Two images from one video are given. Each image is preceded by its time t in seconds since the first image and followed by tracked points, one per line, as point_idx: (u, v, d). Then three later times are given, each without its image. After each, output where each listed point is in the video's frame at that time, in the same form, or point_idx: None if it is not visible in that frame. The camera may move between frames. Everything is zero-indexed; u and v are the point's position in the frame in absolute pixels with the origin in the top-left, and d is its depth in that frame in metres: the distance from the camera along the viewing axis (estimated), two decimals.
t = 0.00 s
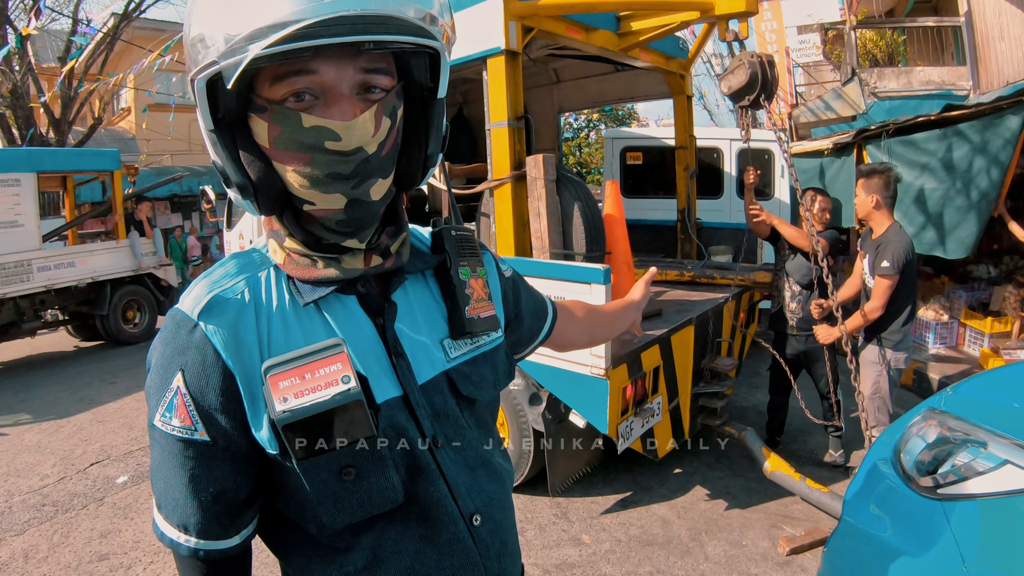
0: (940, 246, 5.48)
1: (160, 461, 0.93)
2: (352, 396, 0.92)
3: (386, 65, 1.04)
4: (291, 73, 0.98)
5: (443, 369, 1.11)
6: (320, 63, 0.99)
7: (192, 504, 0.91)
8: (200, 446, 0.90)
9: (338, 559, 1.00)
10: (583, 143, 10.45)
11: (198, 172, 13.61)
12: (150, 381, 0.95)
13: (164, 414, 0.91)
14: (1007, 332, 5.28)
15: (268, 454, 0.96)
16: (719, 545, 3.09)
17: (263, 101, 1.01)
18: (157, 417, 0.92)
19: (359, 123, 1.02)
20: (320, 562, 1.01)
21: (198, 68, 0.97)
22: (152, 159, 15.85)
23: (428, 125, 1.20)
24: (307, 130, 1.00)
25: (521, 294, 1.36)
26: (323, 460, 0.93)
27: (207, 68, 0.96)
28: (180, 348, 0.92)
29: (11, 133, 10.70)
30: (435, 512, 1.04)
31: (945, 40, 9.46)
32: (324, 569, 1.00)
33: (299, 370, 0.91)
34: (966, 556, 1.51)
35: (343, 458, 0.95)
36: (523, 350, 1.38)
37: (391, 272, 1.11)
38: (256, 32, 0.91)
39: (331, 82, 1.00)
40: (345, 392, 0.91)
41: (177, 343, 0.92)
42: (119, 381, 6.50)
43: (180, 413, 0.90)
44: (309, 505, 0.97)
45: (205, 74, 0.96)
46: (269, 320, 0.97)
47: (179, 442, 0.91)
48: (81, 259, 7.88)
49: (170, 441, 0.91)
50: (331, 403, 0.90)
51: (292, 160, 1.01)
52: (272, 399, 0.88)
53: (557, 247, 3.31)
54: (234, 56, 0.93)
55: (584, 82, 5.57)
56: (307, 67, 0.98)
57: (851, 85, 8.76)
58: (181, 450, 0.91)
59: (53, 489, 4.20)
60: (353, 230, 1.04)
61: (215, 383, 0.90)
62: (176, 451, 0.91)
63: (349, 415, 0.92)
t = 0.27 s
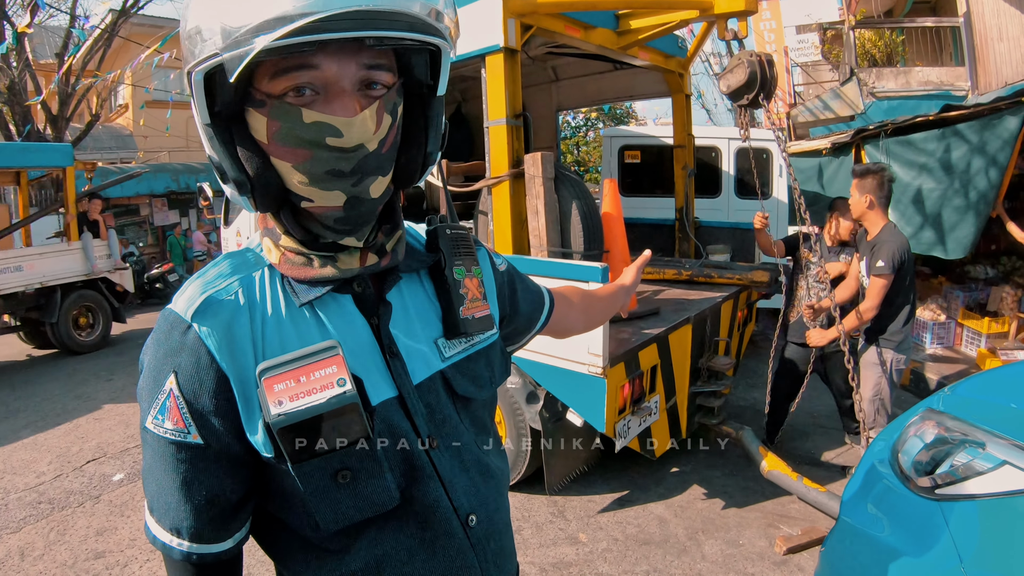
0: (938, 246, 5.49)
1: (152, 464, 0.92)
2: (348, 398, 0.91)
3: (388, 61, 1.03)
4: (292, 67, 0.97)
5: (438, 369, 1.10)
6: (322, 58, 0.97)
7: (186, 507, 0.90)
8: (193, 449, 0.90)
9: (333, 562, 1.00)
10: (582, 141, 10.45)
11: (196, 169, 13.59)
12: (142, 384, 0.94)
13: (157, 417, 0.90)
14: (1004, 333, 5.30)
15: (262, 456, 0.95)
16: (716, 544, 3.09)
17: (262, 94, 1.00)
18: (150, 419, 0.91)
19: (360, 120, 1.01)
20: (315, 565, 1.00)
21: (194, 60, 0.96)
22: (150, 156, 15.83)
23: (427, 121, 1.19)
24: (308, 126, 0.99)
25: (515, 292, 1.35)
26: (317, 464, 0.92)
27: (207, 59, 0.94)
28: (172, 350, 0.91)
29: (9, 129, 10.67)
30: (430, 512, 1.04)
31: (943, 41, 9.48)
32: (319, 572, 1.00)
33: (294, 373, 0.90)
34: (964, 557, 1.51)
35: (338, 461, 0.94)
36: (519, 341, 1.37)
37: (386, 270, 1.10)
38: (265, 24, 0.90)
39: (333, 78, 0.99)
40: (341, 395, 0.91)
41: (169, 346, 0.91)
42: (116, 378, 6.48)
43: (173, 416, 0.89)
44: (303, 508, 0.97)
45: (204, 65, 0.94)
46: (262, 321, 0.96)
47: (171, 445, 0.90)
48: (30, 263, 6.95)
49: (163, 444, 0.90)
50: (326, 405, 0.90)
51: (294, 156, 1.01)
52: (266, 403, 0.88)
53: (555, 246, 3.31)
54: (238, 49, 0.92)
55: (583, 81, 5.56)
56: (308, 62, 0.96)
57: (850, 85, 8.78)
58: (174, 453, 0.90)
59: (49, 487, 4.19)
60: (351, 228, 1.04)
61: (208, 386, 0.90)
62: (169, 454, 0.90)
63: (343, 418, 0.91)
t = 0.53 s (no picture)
0: (939, 247, 5.46)
1: (146, 465, 0.91)
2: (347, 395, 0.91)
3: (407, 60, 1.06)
4: (320, 59, 0.97)
5: (432, 367, 1.10)
6: (352, 51, 0.99)
7: (182, 510, 0.89)
8: (189, 450, 0.89)
9: (332, 562, 0.99)
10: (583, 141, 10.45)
11: (196, 166, 13.58)
12: (134, 385, 0.93)
13: (151, 418, 0.89)
14: (1004, 335, 5.30)
15: (258, 457, 0.94)
16: (714, 545, 3.09)
17: (282, 86, 0.99)
18: (144, 421, 0.90)
19: (385, 116, 1.03)
20: (312, 566, 1.00)
21: (214, 46, 0.94)
22: (150, 153, 15.82)
23: (430, 120, 1.20)
24: (334, 119, 1.00)
25: (507, 291, 1.35)
26: (314, 463, 0.92)
27: (248, 39, 0.92)
28: (167, 349, 0.90)
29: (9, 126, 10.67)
30: (427, 511, 1.03)
31: (945, 42, 9.47)
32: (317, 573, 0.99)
33: (292, 371, 0.90)
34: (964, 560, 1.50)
35: (337, 460, 0.94)
36: (510, 340, 1.37)
37: (382, 266, 1.10)
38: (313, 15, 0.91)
39: (357, 72, 1.00)
40: (338, 392, 0.92)
41: (164, 345, 0.90)
42: (115, 376, 6.48)
43: (168, 417, 0.88)
44: (300, 508, 0.96)
45: (244, 46, 0.92)
46: (258, 319, 0.95)
47: (166, 446, 0.89)
48: None
49: (157, 445, 0.89)
50: (324, 403, 0.90)
51: (315, 148, 1.00)
52: (264, 401, 0.88)
53: (554, 245, 3.31)
54: (291, 35, 0.91)
55: (584, 80, 5.55)
56: (338, 54, 0.98)
57: (851, 85, 8.77)
58: (169, 455, 0.89)
59: (47, 484, 4.18)
60: (363, 224, 1.04)
61: (203, 385, 0.89)
62: (164, 456, 0.89)
63: (340, 415, 0.91)
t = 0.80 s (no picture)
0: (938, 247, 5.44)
1: (147, 464, 0.88)
2: (354, 381, 0.92)
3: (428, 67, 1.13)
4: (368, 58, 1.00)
5: (425, 359, 1.10)
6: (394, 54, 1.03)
7: (187, 508, 0.87)
8: (194, 446, 0.86)
9: (337, 555, 0.98)
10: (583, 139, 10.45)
11: (196, 163, 13.57)
12: (131, 382, 0.90)
13: (153, 415, 0.87)
14: (1004, 335, 5.29)
15: (262, 449, 0.93)
16: (712, 544, 3.08)
17: (324, 79, 1.00)
18: (145, 418, 0.87)
19: (420, 119, 1.09)
20: (316, 561, 0.98)
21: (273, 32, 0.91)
22: (151, 150, 15.82)
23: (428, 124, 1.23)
24: (378, 117, 1.03)
25: (484, 295, 1.36)
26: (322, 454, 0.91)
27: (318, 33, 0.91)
28: (169, 343, 0.88)
29: (10, 123, 10.66)
30: (431, 499, 1.04)
31: (945, 42, 9.46)
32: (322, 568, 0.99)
33: (300, 359, 0.89)
34: (961, 560, 1.50)
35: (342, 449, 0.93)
36: (493, 345, 1.38)
37: (376, 259, 1.10)
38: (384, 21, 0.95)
39: (397, 74, 1.04)
40: (349, 377, 0.92)
41: (166, 339, 0.88)
42: (114, 372, 6.47)
43: (172, 412, 0.86)
44: (307, 501, 0.95)
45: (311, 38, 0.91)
46: (259, 311, 0.93)
47: (169, 443, 0.87)
48: None
49: (160, 442, 0.87)
50: (332, 391, 0.90)
51: (353, 144, 1.02)
52: (273, 389, 0.87)
53: (552, 243, 3.30)
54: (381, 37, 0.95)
55: (584, 78, 5.54)
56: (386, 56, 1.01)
57: (851, 85, 8.77)
58: (172, 452, 0.87)
59: (45, 480, 4.18)
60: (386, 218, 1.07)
61: (209, 377, 0.87)
62: (167, 453, 0.87)
63: (344, 402, 0.91)
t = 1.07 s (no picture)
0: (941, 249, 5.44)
1: (144, 477, 0.88)
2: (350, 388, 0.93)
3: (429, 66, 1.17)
4: (395, 53, 1.04)
5: (417, 364, 1.10)
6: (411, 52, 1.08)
7: (186, 520, 0.87)
8: (191, 457, 0.87)
9: (336, 562, 0.99)
10: (587, 140, 10.43)
11: (199, 163, 13.59)
12: (126, 395, 0.89)
13: (149, 427, 0.87)
14: (1007, 337, 5.25)
15: (258, 458, 0.93)
16: (712, 546, 3.08)
17: (356, 74, 1.01)
18: (141, 431, 0.87)
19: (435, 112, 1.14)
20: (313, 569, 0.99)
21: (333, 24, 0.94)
22: (155, 150, 15.86)
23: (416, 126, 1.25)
24: (406, 109, 1.06)
25: (473, 296, 1.36)
26: (319, 461, 0.92)
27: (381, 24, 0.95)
28: (163, 355, 0.87)
29: (14, 123, 10.69)
30: (427, 502, 1.04)
31: (949, 43, 9.43)
32: None
33: (297, 368, 0.91)
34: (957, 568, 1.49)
35: (340, 457, 0.94)
36: (485, 346, 1.37)
37: (369, 264, 1.10)
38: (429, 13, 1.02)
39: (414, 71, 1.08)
40: (346, 385, 0.93)
41: (161, 351, 0.88)
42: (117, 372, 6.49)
43: (169, 424, 0.86)
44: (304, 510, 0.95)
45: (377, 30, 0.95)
46: (253, 320, 0.93)
47: (165, 455, 0.87)
48: None
49: (157, 454, 0.87)
50: (329, 399, 0.91)
51: (385, 135, 1.04)
52: (271, 399, 0.88)
53: (553, 244, 3.30)
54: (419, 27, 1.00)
55: (586, 78, 5.53)
56: (410, 52, 1.05)
57: (855, 86, 8.75)
58: (168, 464, 0.87)
59: (47, 480, 4.19)
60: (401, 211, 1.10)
61: (204, 386, 0.87)
62: (164, 465, 0.87)
63: (340, 409, 0.92)
